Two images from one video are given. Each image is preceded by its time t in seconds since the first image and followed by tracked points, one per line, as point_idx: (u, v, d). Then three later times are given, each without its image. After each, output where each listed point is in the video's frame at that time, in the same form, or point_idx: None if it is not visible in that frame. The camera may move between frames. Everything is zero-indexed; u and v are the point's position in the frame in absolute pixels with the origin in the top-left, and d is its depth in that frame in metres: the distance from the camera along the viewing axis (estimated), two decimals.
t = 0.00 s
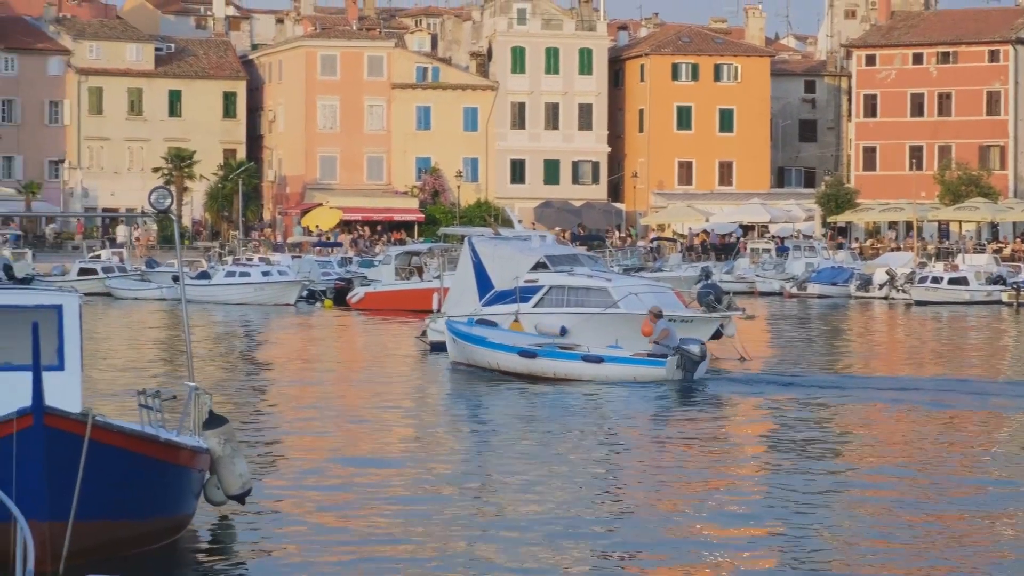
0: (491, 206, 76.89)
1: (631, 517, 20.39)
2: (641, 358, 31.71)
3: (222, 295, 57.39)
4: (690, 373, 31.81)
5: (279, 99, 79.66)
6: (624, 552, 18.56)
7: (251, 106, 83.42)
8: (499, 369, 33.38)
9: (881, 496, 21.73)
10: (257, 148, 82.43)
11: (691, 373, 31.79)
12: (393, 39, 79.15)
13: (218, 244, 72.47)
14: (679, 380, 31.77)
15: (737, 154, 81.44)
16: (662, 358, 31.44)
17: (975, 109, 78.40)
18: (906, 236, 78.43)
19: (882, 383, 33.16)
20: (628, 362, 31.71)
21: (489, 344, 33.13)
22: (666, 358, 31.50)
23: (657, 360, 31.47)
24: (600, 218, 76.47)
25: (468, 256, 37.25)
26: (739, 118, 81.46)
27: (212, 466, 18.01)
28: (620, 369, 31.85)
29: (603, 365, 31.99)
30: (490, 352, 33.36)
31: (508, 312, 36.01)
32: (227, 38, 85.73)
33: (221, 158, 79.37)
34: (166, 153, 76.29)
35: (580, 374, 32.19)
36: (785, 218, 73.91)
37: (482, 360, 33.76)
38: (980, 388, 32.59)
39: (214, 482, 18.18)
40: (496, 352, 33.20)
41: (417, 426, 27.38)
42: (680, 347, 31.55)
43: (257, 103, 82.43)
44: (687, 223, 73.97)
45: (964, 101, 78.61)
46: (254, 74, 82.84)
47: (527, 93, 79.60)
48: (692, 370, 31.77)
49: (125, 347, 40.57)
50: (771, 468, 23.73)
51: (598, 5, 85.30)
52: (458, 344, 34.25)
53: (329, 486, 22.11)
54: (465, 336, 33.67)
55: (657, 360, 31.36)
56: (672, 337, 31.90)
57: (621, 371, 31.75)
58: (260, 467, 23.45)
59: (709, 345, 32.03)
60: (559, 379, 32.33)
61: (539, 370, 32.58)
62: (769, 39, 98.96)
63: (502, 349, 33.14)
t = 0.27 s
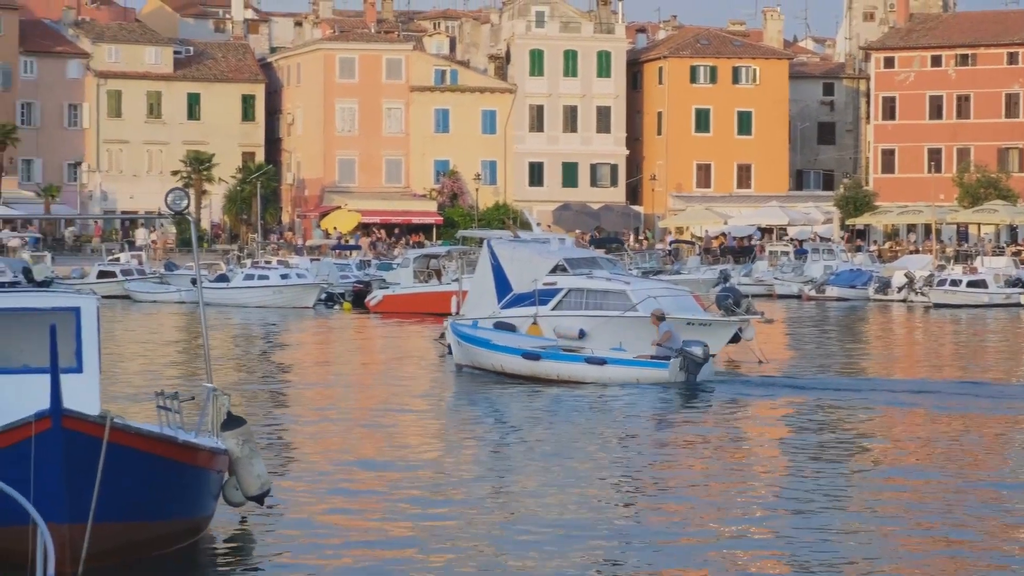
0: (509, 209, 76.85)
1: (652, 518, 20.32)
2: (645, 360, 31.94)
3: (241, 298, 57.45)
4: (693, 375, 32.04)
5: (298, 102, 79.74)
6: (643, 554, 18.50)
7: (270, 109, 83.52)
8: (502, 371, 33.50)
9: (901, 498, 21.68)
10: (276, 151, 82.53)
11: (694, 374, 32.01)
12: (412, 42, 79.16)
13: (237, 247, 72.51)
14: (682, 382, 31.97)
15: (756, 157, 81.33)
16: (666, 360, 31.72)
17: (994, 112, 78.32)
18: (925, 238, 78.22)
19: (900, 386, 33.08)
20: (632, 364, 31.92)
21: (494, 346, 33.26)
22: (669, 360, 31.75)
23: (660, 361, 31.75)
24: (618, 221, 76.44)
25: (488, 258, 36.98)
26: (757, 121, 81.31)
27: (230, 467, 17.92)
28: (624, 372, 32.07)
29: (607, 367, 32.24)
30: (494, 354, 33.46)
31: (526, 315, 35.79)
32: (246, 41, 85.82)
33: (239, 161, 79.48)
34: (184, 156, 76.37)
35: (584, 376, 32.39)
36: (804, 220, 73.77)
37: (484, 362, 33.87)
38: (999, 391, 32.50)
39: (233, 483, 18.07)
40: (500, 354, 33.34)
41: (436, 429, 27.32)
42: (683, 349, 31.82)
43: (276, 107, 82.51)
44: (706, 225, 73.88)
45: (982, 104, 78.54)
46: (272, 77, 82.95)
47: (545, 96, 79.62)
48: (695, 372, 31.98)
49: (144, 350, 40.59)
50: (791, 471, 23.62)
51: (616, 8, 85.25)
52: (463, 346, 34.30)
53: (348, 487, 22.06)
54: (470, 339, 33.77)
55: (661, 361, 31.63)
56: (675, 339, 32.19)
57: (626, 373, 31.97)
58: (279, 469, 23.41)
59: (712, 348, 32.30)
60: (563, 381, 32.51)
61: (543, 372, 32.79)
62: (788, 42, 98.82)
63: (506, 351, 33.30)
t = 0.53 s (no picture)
0: (531, 212, 76.75)
1: (675, 521, 20.26)
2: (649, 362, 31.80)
3: (263, 302, 57.44)
4: (697, 378, 31.95)
5: (319, 106, 79.75)
6: (665, 557, 18.45)
7: (291, 112, 83.52)
8: (508, 374, 33.26)
9: (924, 501, 21.59)
10: (297, 154, 82.55)
11: (697, 378, 31.92)
12: (434, 45, 79.08)
13: (259, 250, 72.48)
14: (686, 386, 31.86)
15: (777, 160, 81.16)
16: (670, 362, 31.60)
17: (1017, 115, 78.16)
18: (947, 242, 77.96)
19: (922, 389, 32.98)
20: (637, 366, 31.77)
21: (499, 349, 33.05)
22: (673, 363, 31.65)
23: (665, 364, 31.61)
24: (639, 224, 76.38)
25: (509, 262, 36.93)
26: (779, 124, 81.15)
27: (252, 469, 17.87)
28: (629, 374, 31.92)
29: (611, 370, 32.08)
30: (499, 357, 33.22)
31: (546, 318, 35.44)
32: (268, 45, 85.82)
33: (261, 165, 79.55)
34: (206, 160, 76.41)
35: (589, 379, 32.22)
36: (825, 223, 73.55)
37: (489, 365, 33.60)
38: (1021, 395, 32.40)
39: (256, 484, 18.00)
40: (505, 357, 33.12)
41: (458, 431, 27.29)
42: (687, 352, 31.73)
43: (297, 110, 82.52)
44: (727, 229, 73.71)
45: (1005, 107, 78.34)
46: (294, 80, 82.97)
47: (567, 99, 79.55)
48: (698, 375, 31.89)
49: (166, 353, 40.61)
50: (814, 474, 23.53)
51: (638, 11, 85.10)
52: (468, 350, 33.98)
53: (370, 488, 22.04)
54: (476, 341, 33.51)
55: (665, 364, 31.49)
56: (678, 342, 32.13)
57: (631, 375, 31.81)
58: (302, 470, 23.39)
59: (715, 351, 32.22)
60: (567, 383, 32.35)
61: (548, 375, 32.61)
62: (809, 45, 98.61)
63: (510, 354, 33.09)
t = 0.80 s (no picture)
0: (552, 215, 76.68)
1: (698, 524, 20.14)
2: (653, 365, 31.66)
3: (285, 305, 57.45)
4: (702, 380, 31.73)
5: (340, 109, 79.77)
6: (689, 559, 18.34)
7: (313, 116, 83.56)
8: (514, 376, 33.30)
9: (946, 504, 21.47)
10: (319, 158, 82.57)
11: (702, 380, 31.72)
12: (455, 49, 79.05)
13: (281, 254, 72.47)
14: (691, 388, 31.68)
15: (799, 163, 80.95)
16: (673, 365, 31.43)
17: None
18: (970, 245, 77.66)
19: (944, 393, 32.81)
20: (640, 370, 31.57)
21: (505, 351, 33.04)
22: (677, 366, 31.49)
23: (668, 367, 31.45)
24: (661, 228, 76.25)
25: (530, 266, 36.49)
26: (800, 127, 80.98)
27: (274, 472, 17.77)
28: (634, 376, 31.73)
29: (615, 372, 31.88)
30: (504, 360, 33.26)
31: (570, 322, 35.45)
32: (290, 49, 85.86)
33: (282, 169, 79.58)
34: (228, 163, 76.51)
35: (593, 382, 32.09)
36: (847, 227, 73.30)
37: (496, 367, 33.63)
38: None
39: (277, 487, 17.90)
40: (511, 360, 33.12)
41: (479, 434, 27.21)
42: (690, 354, 31.52)
43: (319, 114, 82.55)
44: (749, 232, 73.53)
45: None
46: (315, 84, 83.01)
47: (589, 103, 79.42)
48: (703, 378, 31.69)
49: (189, 356, 40.61)
50: (837, 478, 23.39)
51: (659, 14, 85.00)
52: (474, 352, 34.10)
53: (391, 490, 21.98)
54: (481, 344, 33.61)
55: (668, 367, 31.35)
56: (683, 345, 31.90)
57: (635, 377, 31.62)
58: (324, 473, 23.33)
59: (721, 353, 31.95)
60: (573, 386, 32.33)
61: (554, 377, 32.59)
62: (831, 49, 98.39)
63: (516, 356, 33.05)
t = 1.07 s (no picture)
0: (570, 218, 76.64)
1: (720, 527, 20.07)
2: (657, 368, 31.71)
3: (303, 309, 57.43)
4: (706, 383, 31.73)
5: (359, 112, 79.80)
6: (710, 562, 18.27)
7: (331, 119, 83.61)
8: (518, 378, 33.12)
9: (965, 508, 21.35)
10: (337, 161, 82.66)
11: (705, 383, 31.70)
12: (473, 52, 79.09)
13: (299, 257, 72.49)
14: (694, 391, 31.70)
15: (817, 166, 80.77)
16: (676, 368, 31.48)
17: None
18: (989, 248, 77.41)
19: (964, 396, 32.65)
20: (644, 372, 31.61)
21: (509, 353, 32.87)
22: (680, 368, 31.50)
23: (671, 369, 31.49)
24: (679, 231, 76.18)
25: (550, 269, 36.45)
26: (818, 130, 80.83)
27: (293, 475, 17.75)
28: (638, 379, 31.66)
29: (619, 374, 31.82)
30: (509, 362, 33.05)
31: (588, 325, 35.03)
32: (308, 52, 85.96)
33: (300, 172, 79.61)
34: (246, 167, 76.57)
35: (597, 384, 32.02)
36: (866, 230, 73.11)
37: (499, 369, 33.41)
38: None
39: (296, 490, 17.84)
40: (515, 362, 32.95)
41: (499, 437, 27.15)
42: (693, 357, 31.53)
43: (337, 117, 82.61)
44: (767, 235, 73.44)
45: None
46: (333, 87, 83.09)
47: (606, 106, 79.37)
48: (706, 380, 31.65)
49: (207, 359, 40.60)
50: (856, 481, 23.27)
51: (677, 17, 84.92)
52: (478, 354, 33.78)
53: (411, 494, 21.94)
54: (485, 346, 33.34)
55: (671, 369, 31.39)
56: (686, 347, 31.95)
57: (639, 379, 31.58)
58: (343, 476, 23.30)
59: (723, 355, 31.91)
60: (576, 388, 32.18)
61: (557, 379, 32.43)
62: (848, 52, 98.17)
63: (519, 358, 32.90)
